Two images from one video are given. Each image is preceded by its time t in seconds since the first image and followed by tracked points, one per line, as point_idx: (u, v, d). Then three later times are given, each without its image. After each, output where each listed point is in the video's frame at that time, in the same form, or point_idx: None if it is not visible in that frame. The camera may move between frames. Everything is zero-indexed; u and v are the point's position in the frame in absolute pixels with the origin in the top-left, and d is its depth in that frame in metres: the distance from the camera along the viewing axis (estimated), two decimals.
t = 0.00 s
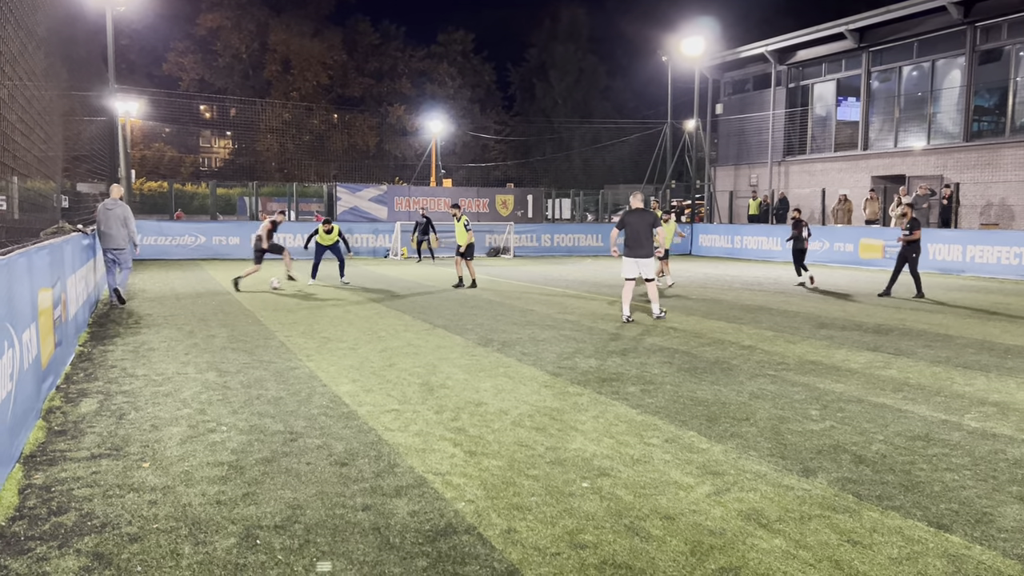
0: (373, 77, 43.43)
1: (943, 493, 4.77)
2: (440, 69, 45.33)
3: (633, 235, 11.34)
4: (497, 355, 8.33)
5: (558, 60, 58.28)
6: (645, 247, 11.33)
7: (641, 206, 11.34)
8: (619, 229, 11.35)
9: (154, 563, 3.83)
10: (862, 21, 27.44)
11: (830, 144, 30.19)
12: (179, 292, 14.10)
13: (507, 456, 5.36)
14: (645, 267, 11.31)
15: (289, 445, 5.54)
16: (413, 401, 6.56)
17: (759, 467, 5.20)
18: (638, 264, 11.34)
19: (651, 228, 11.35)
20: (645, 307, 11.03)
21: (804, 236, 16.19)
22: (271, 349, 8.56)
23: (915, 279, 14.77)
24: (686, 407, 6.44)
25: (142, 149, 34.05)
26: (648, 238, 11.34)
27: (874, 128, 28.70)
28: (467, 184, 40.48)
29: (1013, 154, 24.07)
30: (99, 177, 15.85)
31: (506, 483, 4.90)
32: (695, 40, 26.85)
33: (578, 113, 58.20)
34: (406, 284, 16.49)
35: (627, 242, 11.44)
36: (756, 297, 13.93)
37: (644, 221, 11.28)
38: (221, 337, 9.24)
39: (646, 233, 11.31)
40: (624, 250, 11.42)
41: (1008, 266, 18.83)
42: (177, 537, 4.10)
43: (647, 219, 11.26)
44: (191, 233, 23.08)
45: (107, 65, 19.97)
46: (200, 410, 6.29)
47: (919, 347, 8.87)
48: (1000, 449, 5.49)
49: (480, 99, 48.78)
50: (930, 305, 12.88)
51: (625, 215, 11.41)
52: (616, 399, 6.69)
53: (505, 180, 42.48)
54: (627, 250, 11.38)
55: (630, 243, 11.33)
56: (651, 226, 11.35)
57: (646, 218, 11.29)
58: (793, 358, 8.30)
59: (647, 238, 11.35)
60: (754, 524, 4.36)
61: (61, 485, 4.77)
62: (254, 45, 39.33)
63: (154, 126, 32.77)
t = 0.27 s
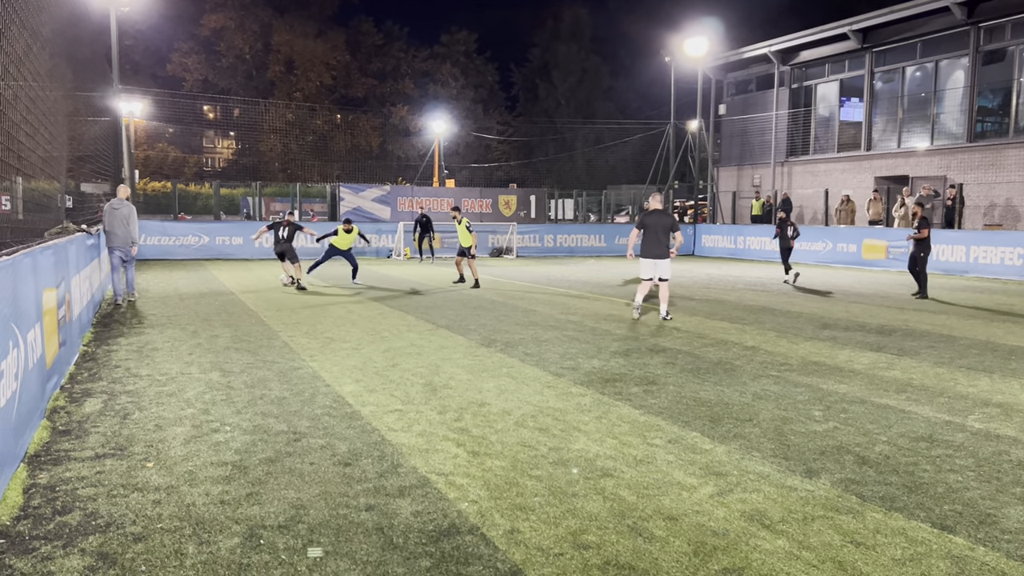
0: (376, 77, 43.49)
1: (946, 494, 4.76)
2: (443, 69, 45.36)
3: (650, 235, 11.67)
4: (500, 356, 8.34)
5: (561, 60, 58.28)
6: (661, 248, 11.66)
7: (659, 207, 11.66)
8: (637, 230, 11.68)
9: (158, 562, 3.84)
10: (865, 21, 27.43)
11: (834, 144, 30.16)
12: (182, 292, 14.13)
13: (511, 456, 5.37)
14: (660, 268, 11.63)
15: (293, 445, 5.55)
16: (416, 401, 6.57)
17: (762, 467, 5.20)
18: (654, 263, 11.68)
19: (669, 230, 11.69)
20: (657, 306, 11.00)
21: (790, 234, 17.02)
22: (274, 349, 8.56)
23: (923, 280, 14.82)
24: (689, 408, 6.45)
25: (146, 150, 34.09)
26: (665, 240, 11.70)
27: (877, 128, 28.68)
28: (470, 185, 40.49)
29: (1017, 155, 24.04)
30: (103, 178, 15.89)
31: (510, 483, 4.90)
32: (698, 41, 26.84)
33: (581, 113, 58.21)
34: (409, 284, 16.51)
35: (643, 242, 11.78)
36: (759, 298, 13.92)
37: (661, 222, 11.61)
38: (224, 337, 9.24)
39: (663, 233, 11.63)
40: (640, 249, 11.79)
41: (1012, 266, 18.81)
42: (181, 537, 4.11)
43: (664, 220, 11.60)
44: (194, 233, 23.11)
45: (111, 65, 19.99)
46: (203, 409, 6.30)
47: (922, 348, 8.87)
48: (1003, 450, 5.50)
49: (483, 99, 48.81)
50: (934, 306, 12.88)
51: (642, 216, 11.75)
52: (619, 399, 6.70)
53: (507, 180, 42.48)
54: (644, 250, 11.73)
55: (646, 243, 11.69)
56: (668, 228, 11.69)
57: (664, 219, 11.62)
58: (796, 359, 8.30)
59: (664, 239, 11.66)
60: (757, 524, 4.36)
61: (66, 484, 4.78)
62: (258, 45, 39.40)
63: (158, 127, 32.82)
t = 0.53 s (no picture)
0: (377, 77, 43.53)
1: (947, 495, 4.76)
2: (444, 69, 45.38)
3: (659, 234, 11.66)
4: (500, 356, 8.34)
5: (563, 60, 58.28)
6: (669, 248, 11.62)
7: (669, 208, 11.72)
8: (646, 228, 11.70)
9: (159, 562, 3.84)
10: (866, 21, 27.40)
11: (835, 145, 30.14)
12: (183, 292, 14.15)
13: (511, 456, 5.37)
14: (665, 267, 11.56)
15: (293, 444, 5.56)
16: (417, 401, 6.58)
17: (762, 468, 5.20)
18: (661, 262, 11.60)
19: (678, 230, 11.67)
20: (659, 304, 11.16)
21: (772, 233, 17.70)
22: (275, 349, 8.57)
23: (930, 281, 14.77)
24: (689, 408, 6.45)
25: (147, 149, 34.13)
26: (673, 241, 11.66)
27: (878, 128, 28.65)
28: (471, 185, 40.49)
29: (1019, 154, 24.01)
30: (105, 177, 15.92)
31: (510, 483, 4.90)
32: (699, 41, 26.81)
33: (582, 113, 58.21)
34: (410, 284, 16.53)
35: (651, 242, 11.76)
36: (760, 298, 13.91)
37: (670, 222, 11.63)
38: (225, 337, 9.25)
39: (672, 232, 11.62)
40: (648, 249, 11.78)
41: (1014, 266, 18.76)
42: (182, 536, 4.12)
43: (674, 220, 11.63)
44: (196, 233, 23.14)
45: (113, 65, 20.02)
46: (204, 409, 6.30)
47: (923, 348, 8.87)
48: (1004, 450, 5.49)
49: (484, 98, 48.80)
50: (935, 307, 12.87)
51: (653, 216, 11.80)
52: (619, 399, 6.70)
53: (508, 180, 42.48)
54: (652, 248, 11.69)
55: (653, 242, 11.68)
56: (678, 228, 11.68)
57: (673, 220, 11.65)
58: (797, 359, 8.30)
59: (672, 240, 11.66)
60: (757, 525, 4.36)
61: (66, 484, 4.78)
62: (259, 45, 39.44)
63: (159, 126, 32.88)
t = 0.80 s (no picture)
0: (377, 76, 43.55)
1: (947, 495, 4.75)
2: (444, 69, 45.42)
3: (661, 235, 11.65)
4: (501, 356, 8.33)
5: (563, 60, 58.28)
6: (672, 248, 11.62)
7: (670, 208, 11.68)
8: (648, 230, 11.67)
9: (159, 562, 3.85)
10: (867, 21, 27.39)
11: (835, 145, 30.13)
12: (184, 292, 14.15)
13: (511, 457, 5.37)
14: (669, 268, 11.60)
15: (293, 444, 5.56)
16: (417, 401, 6.58)
17: (762, 468, 5.20)
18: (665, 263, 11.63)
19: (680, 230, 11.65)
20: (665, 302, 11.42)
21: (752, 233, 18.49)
22: (275, 349, 8.56)
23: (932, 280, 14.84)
24: (689, 408, 6.45)
25: (147, 149, 34.09)
26: (676, 241, 11.66)
27: (878, 128, 28.64)
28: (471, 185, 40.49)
29: (1019, 154, 24.01)
30: (105, 177, 15.95)
31: (510, 483, 4.90)
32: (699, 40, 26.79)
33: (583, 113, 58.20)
34: (410, 283, 16.54)
35: (654, 243, 11.76)
36: (760, 298, 13.91)
37: (672, 222, 11.59)
38: (225, 337, 9.25)
39: (674, 233, 11.60)
40: (651, 250, 11.78)
41: (1014, 266, 18.75)
42: (181, 536, 4.12)
43: (675, 221, 11.60)
44: (196, 233, 23.14)
45: (113, 65, 20.03)
46: (204, 409, 6.30)
47: (923, 348, 8.87)
48: (1004, 451, 5.49)
49: (484, 98, 48.80)
50: (935, 307, 12.87)
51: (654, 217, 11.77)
52: (620, 399, 6.70)
53: (508, 179, 42.47)
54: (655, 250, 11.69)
55: (656, 244, 11.68)
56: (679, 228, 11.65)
57: (674, 220, 11.62)
58: (797, 359, 8.30)
59: (675, 239, 11.65)
60: (757, 525, 4.36)
61: (66, 484, 4.78)
62: (259, 45, 39.46)
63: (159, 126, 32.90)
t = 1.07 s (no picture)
0: (376, 76, 43.56)
1: (946, 495, 4.75)
2: (444, 69, 45.42)
3: (661, 233, 11.68)
4: (500, 356, 8.33)
5: (562, 60, 58.29)
6: (672, 246, 11.66)
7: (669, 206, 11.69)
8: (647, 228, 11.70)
9: (157, 561, 3.85)
10: (866, 21, 27.39)
11: (834, 144, 30.12)
12: (183, 291, 14.15)
13: (510, 456, 5.37)
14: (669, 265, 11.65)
15: (292, 444, 5.56)
16: (416, 401, 6.58)
17: (761, 468, 5.20)
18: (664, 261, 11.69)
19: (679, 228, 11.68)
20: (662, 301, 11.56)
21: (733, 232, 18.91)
22: (274, 349, 8.55)
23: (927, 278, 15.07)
24: (688, 408, 6.45)
25: (146, 149, 34.03)
26: (676, 239, 11.69)
27: (878, 128, 28.64)
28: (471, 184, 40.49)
29: (1018, 154, 24.02)
30: (104, 177, 15.97)
31: (509, 482, 4.91)
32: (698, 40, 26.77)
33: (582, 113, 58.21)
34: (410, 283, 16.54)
35: (654, 241, 11.80)
36: (759, 298, 13.91)
37: (671, 220, 11.62)
38: (224, 337, 9.25)
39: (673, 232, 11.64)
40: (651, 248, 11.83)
41: (1013, 266, 18.75)
42: (180, 536, 4.11)
43: (674, 219, 11.63)
44: (195, 232, 23.14)
45: (112, 65, 20.03)
46: (203, 409, 6.30)
47: (922, 348, 8.88)
48: (1003, 450, 5.49)
49: (484, 98, 48.79)
50: (934, 307, 12.87)
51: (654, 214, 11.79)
52: (619, 399, 6.71)
53: (507, 179, 42.47)
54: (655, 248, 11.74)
55: (656, 242, 11.70)
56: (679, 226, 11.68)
57: (673, 218, 11.64)
58: (796, 359, 8.30)
59: (675, 237, 11.67)
60: (756, 525, 4.36)
61: (65, 484, 4.78)
62: (258, 45, 39.47)
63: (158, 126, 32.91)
